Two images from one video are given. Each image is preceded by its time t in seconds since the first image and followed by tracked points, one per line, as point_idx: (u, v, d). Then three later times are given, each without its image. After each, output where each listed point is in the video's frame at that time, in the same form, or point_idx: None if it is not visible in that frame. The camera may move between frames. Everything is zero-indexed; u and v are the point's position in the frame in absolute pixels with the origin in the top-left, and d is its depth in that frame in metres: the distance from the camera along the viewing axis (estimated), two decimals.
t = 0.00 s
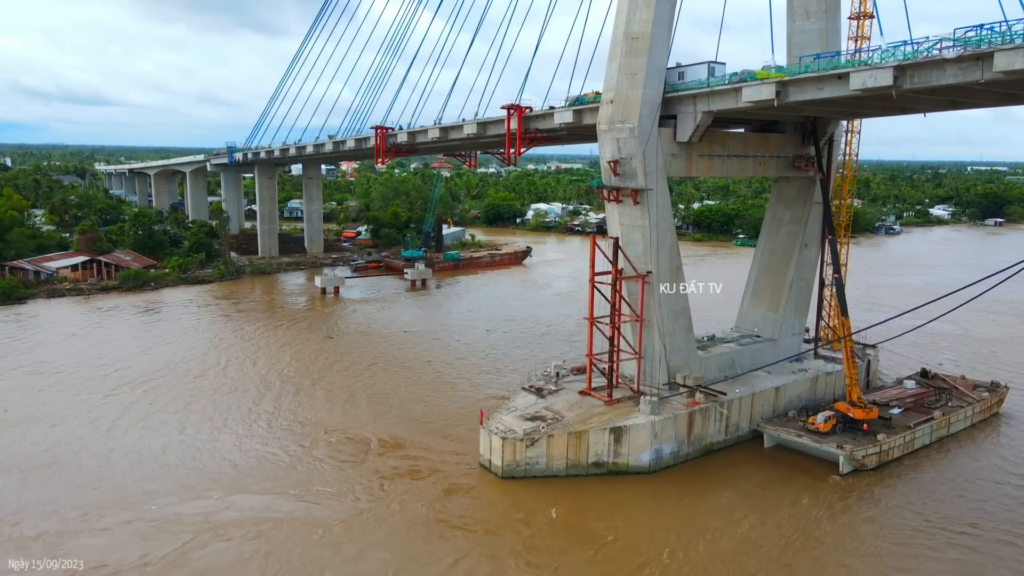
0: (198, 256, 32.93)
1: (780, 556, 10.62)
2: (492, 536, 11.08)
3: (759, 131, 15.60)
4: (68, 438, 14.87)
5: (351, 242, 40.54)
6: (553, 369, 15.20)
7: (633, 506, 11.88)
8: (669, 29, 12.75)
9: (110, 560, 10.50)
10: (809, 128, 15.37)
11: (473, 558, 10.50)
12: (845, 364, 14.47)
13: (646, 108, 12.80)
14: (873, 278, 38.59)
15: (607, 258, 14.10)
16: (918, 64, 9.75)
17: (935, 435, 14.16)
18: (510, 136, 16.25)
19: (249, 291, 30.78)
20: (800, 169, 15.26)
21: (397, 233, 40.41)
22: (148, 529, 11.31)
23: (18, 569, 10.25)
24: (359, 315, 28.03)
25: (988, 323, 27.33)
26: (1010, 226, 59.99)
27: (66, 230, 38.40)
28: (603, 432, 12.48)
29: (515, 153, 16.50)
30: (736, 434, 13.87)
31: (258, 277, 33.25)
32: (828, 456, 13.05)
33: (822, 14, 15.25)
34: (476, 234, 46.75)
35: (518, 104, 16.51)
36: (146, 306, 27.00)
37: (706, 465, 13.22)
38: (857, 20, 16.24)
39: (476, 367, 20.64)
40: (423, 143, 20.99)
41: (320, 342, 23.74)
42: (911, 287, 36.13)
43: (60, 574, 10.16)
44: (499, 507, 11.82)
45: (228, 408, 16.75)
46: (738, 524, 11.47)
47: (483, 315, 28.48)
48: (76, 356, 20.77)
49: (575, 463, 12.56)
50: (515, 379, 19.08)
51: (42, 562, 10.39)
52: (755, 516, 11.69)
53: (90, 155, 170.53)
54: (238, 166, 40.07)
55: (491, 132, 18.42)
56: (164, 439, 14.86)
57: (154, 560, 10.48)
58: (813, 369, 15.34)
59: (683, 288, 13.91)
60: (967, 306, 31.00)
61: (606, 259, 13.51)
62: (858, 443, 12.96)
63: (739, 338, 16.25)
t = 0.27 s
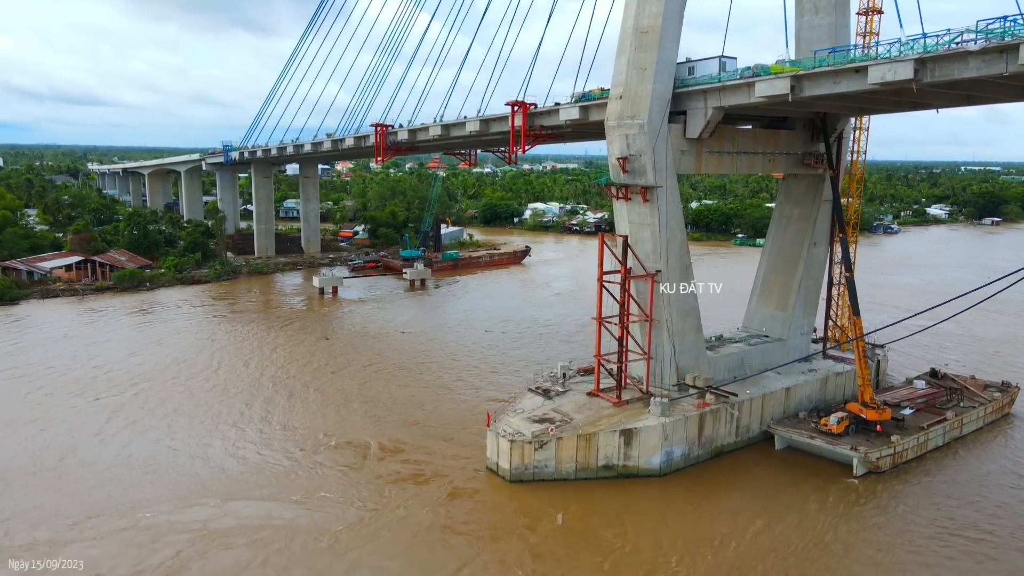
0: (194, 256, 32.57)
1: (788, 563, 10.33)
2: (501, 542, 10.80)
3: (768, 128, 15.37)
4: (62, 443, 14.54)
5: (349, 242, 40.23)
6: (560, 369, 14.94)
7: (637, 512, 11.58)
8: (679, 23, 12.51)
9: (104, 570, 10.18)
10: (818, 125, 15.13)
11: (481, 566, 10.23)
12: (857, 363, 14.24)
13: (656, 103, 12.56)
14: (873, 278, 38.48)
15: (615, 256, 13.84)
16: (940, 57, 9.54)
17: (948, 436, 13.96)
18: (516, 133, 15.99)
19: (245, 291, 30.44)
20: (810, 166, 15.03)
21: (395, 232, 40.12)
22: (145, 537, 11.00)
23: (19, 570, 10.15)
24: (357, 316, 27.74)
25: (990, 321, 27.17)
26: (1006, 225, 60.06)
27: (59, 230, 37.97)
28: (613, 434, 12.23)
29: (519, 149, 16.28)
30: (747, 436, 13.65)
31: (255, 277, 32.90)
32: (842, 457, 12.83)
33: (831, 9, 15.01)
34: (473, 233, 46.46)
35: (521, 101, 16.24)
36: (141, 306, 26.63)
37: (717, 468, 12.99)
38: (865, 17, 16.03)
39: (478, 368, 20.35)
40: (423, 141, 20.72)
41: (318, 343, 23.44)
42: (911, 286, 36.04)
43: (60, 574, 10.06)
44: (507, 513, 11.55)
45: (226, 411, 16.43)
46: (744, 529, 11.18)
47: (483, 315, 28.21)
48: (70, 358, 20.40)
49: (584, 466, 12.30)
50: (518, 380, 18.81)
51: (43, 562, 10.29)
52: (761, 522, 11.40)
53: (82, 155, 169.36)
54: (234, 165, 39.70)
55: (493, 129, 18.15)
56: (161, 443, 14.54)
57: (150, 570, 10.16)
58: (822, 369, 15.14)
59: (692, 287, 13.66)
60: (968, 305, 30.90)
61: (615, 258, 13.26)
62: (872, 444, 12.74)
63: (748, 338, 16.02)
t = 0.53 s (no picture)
0: (185, 256, 32.11)
1: (794, 568, 10.05)
2: (504, 548, 10.52)
3: (772, 124, 15.16)
4: (49, 449, 14.13)
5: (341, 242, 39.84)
6: (562, 370, 14.68)
7: (639, 518, 11.27)
8: (685, 16, 12.26)
9: None
10: (823, 121, 14.90)
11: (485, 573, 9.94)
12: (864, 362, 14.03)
13: (661, 99, 12.31)
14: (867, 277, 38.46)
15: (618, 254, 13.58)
16: (956, 49, 9.37)
17: (955, 436, 13.79)
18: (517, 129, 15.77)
19: (237, 291, 30.02)
20: (814, 163, 14.83)
21: (388, 232, 39.75)
22: (134, 547, 10.64)
23: (18, 570, 10.06)
24: (351, 316, 27.39)
25: (987, 319, 27.11)
26: (997, 224, 60.30)
27: (46, 230, 37.39)
28: (619, 436, 11.96)
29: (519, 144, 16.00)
30: (753, 437, 13.43)
31: (246, 277, 32.46)
32: (850, 458, 12.62)
33: (836, 3, 14.78)
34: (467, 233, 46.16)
35: (522, 97, 15.99)
36: (131, 308, 26.18)
37: (724, 469, 12.76)
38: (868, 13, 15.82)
39: (476, 370, 20.04)
40: (420, 139, 20.42)
41: (312, 344, 23.07)
42: (906, 285, 36.01)
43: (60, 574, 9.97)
44: (510, 518, 11.27)
45: (218, 415, 16.07)
46: (748, 535, 10.88)
47: (478, 316, 27.92)
48: (58, 361, 19.94)
49: (590, 469, 12.04)
50: (517, 382, 18.51)
51: (43, 562, 10.21)
52: (764, 526, 11.12)
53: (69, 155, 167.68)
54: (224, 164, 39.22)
55: (492, 127, 17.87)
56: (152, 449, 14.16)
57: None
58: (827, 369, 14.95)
59: (697, 286, 13.42)
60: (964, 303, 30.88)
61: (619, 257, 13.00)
62: (881, 445, 12.53)
63: (751, 338, 15.80)
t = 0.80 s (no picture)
0: (172, 257, 31.61)
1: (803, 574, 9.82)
2: (506, 556, 10.23)
3: (773, 120, 14.97)
4: (33, 456, 13.69)
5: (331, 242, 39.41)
6: (562, 371, 14.41)
7: (639, 524, 10.98)
8: (689, 10, 12.03)
9: None
10: (825, 118, 14.75)
11: None
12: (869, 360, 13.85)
13: (664, 94, 12.08)
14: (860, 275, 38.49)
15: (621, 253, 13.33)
16: (969, 42, 9.19)
17: (960, 436, 13.64)
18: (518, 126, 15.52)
19: (226, 292, 29.57)
20: (816, 160, 14.65)
21: (379, 232, 39.36)
22: (121, 559, 10.27)
23: (18, 570, 9.98)
24: (343, 317, 27.00)
25: (981, 317, 27.11)
26: (985, 223, 60.69)
27: (29, 230, 36.71)
28: (623, 438, 11.72)
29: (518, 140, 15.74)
30: (757, 438, 13.22)
31: (236, 278, 31.99)
32: (857, 459, 12.43)
33: None
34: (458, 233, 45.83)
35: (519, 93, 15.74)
36: (118, 309, 25.67)
37: (728, 472, 12.55)
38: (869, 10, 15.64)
39: (473, 371, 19.72)
40: (414, 136, 20.10)
41: (303, 346, 22.68)
42: (898, 283, 36.06)
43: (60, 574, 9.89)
44: (513, 523, 11.00)
45: (209, 419, 15.67)
46: (750, 541, 10.61)
47: (472, 316, 27.62)
48: (42, 365, 19.44)
49: (593, 472, 11.78)
50: (515, 383, 18.21)
51: (42, 563, 10.14)
52: (767, 531, 10.86)
53: (51, 155, 165.41)
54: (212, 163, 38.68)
55: (488, 124, 17.58)
56: (140, 455, 13.75)
57: None
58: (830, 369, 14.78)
59: (700, 284, 13.19)
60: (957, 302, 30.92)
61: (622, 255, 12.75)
62: (888, 446, 12.34)
63: (753, 337, 15.60)
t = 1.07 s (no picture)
0: (160, 257, 31.09)
1: None
2: (509, 562, 9.96)
3: (775, 117, 14.80)
4: (16, 464, 13.26)
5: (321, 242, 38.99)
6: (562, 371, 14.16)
7: (642, 529, 10.70)
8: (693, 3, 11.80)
9: None
10: (827, 114, 14.58)
11: None
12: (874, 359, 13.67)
13: (668, 88, 11.84)
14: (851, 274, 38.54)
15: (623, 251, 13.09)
16: (984, 34, 9.01)
17: (964, 435, 13.50)
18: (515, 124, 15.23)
19: (215, 293, 29.12)
20: (818, 157, 14.48)
21: (369, 232, 38.97)
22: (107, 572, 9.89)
23: (18, 570, 9.92)
24: (334, 318, 26.62)
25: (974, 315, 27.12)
26: (972, 222, 61.08)
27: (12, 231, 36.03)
28: (628, 440, 11.47)
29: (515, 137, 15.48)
30: (762, 439, 13.02)
31: (224, 278, 31.51)
32: (863, 460, 12.25)
33: None
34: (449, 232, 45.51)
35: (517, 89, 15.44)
36: (104, 310, 25.16)
37: (733, 473, 12.33)
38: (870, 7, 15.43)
39: (469, 372, 19.41)
40: (407, 134, 19.78)
41: (294, 348, 22.29)
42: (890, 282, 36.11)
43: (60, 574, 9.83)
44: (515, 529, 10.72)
45: (199, 425, 15.27)
46: (756, 546, 10.33)
47: (465, 316, 27.32)
48: (25, 369, 18.95)
49: (597, 475, 11.53)
50: (512, 385, 17.92)
51: (42, 562, 10.07)
52: (774, 535, 10.63)
53: (34, 156, 163.38)
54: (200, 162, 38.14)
55: (484, 121, 17.29)
56: (127, 463, 13.35)
57: None
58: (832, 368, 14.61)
59: (703, 283, 12.97)
60: (949, 301, 30.98)
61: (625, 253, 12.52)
62: (894, 446, 12.17)
63: (754, 336, 15.41)
